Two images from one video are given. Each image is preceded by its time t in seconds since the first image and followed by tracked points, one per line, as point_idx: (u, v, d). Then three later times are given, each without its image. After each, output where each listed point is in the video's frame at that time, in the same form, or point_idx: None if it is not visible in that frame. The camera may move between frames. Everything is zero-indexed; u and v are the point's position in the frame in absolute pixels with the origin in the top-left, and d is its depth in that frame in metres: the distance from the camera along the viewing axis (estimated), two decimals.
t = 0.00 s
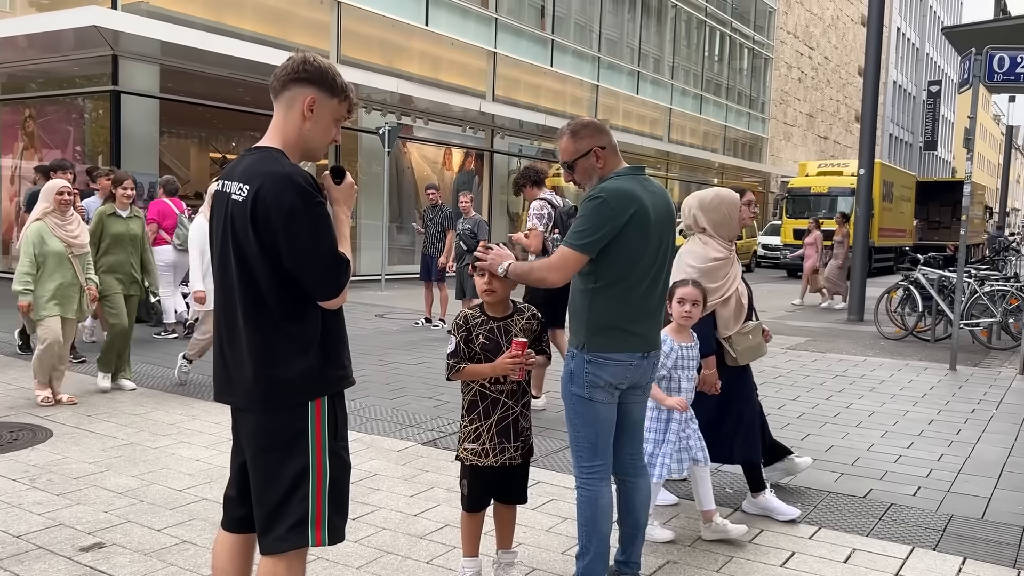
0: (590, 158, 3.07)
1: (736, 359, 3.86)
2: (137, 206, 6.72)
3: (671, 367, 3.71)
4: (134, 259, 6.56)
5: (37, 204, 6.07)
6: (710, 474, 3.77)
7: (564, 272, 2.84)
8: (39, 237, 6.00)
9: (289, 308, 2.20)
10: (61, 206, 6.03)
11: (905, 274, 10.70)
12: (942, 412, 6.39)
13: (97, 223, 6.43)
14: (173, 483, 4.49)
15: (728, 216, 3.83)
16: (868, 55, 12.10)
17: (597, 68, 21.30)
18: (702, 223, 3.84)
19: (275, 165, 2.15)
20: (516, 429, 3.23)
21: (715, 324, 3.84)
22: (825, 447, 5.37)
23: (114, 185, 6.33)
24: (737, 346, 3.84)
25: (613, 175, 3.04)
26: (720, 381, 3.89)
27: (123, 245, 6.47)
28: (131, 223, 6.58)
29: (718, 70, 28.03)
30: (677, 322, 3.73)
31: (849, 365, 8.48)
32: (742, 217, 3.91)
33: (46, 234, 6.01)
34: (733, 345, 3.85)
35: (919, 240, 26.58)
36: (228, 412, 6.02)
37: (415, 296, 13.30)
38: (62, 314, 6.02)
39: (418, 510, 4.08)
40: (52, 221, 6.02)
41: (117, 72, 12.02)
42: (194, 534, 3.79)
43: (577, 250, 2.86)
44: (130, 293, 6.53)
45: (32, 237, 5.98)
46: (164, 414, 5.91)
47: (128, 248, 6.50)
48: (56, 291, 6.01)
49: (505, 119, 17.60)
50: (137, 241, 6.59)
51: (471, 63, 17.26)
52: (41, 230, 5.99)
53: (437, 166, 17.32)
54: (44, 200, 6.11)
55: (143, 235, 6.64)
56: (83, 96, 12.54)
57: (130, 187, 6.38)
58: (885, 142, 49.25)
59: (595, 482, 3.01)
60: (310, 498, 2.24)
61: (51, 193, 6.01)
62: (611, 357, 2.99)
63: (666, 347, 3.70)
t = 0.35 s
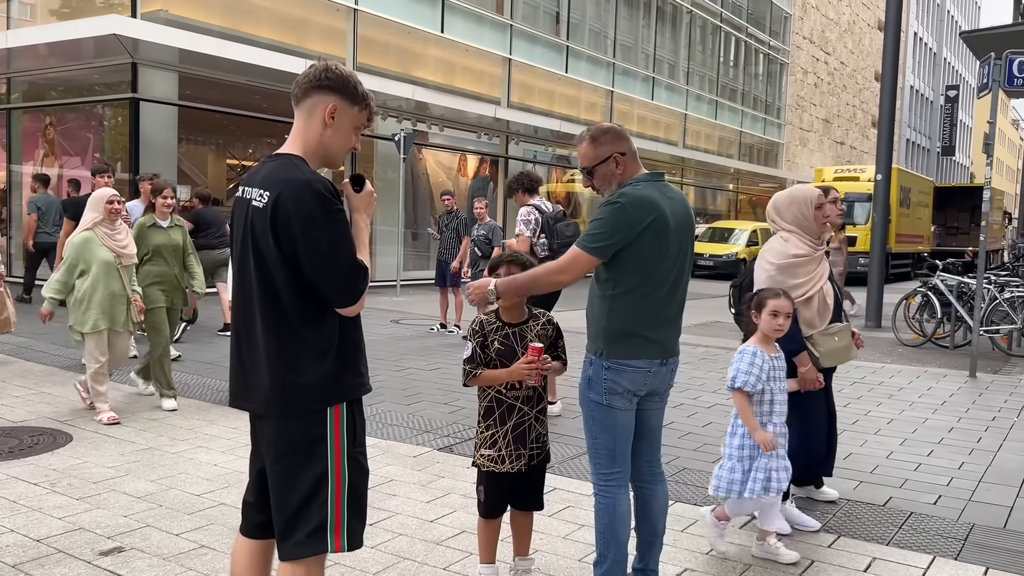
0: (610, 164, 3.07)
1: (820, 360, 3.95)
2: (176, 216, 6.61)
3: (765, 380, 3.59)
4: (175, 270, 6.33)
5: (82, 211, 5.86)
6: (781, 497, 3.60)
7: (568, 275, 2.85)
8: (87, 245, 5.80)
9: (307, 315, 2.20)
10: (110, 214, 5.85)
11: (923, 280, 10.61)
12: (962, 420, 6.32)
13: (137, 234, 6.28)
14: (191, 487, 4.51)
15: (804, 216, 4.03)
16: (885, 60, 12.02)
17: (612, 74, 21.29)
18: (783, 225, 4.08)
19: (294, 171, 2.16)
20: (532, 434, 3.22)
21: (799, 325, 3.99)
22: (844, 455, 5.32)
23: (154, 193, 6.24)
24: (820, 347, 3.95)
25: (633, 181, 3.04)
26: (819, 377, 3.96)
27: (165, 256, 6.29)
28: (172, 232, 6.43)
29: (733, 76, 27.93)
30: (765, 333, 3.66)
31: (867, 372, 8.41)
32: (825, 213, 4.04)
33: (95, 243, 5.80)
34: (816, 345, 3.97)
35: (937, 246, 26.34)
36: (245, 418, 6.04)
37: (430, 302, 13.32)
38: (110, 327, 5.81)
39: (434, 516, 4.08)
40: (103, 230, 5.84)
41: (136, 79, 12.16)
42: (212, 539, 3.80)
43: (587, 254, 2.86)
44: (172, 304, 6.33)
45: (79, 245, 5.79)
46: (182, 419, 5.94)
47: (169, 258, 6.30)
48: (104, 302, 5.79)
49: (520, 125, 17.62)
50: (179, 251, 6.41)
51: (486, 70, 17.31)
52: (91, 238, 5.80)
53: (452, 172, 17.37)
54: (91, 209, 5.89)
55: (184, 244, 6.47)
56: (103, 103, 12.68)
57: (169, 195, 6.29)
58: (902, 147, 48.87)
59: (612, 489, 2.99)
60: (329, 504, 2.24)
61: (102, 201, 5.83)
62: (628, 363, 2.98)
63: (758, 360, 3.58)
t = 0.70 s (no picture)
0: (623, 168, 3.06)
1: (916, 382, 3.54)
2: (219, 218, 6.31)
3: (857, 406, 3.35)
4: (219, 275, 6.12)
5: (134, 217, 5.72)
6: (882, 532, 3.35)
7: (631, 294, 2.81)
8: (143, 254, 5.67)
9: (326, 319, 2.21)
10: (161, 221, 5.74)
11: (942, 285, 10.50)
12: (982, 427, 6.24)
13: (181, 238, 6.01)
14: (208, 490, 4.53)
15: (889, 226, 3.69)
16: (903, 64, 11.93)
17: (627, 78, 21.27)
18: (868, 237, 3.75)
19: (313, 176, 2.17)
20: (547, 439, 3.21)
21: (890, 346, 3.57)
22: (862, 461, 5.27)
23: (199, 196, 5.91)
24: (917, 367, 3.54)
25: (647, 185, 3.02)
26: (902, 407, 3.57)
27: (206, 261, 6.04)
28: (215, 236, 6.16)
29: (749, 80, 27.84)
30: (863, 352, 3.35)
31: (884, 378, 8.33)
32: (913, 222, 3.67)
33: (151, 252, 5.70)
34: (912, 366, 3.55)
35: (955, 251, 26.08)
36: (261, 421, 6.06)
37: (445, 306, 13.34)
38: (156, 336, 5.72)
39: (449, 520, 4.07)
40: (153, 237, 5.73)
41: (154, 84, 12.28)
42: (229, 542, 3.82)
43: (631, 268, 2.83)
44: (217, 311, 6.04)
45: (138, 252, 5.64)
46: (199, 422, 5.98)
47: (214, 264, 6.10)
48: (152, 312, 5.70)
49: (535, 130, 17.63)
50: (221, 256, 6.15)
51: (501, 74, 17.34)
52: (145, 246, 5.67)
53: (466, 177, 17.39)
54: (140, 216, 5.76)
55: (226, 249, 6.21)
56: (122, 108, 12.80)
57: (214, 197, 5.98)
58: (919, 152, 48.50)
59: (629, 495, 2.98)
60: (347, 508, 2.24)
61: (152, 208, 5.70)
62: (648, 369, 2.96)
63: (853, 385, 3.32)
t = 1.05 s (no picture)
0: (634, 171, 3.05)
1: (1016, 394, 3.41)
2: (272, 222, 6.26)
3: (956, 422, 3.15)
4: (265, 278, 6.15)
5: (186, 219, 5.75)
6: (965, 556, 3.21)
7: (655, 295, 2.79)
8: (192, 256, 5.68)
9: (339, 321, 2.21)
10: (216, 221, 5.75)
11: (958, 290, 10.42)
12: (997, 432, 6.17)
13: (234, 240, 5.97)
14: (220, 491, 4.55)
15: (989, 224, 3.51)
16: (919, 66, 11.84)
17: (641, 81, 21.23)
18: (961, 234, 3.57)
19: (326, 178, 2.17)
20: (557, 441, 3.20)
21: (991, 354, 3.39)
22: (875, 466, 5.23)
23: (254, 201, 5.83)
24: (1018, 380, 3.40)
25: (658, 187, 3.01)
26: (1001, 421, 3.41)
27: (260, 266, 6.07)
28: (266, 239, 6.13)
29: (763, 82, 27.72)
30: (961, 361, 3.16)
31: (900, 382, 8.25)
32: (1012, 223, 3.53)
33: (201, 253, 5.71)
34: (1012, 377, 3.41)
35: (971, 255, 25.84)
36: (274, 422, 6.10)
37: (458, 308, 13.35)
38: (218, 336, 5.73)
39: (461, 522, 4.07)
40: (207, 239, 5.78)
41: (170, 87, 12.37)
42: (241, 543, 3.83)
43: (649, 269, 2.81)
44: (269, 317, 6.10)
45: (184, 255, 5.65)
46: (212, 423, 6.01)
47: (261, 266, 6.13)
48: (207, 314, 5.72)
49: (548, 132, 17.63)
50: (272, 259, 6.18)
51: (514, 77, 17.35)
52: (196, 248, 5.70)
53: (480, 179, 17.40)
54: (193, 217, 5.79)
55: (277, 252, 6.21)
56: (137, 111, 12.90)
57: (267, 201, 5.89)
58: (936, 155, 48.11)
59: (642, 498, 2.96)
60: (361, 509, 2.24)
61: (206, 209, 5.71)
62: (661, 372, 2.95)
63: (952, 399, 3.12)
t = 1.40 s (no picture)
0: (646, 172, 3.04)
1: None
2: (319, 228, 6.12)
3: None
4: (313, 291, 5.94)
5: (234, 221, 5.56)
6: None
7: (652, 296, 2.79)
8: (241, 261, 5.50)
9: (348, 321, 2.21)
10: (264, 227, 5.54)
11: (972, 292, 10.34)
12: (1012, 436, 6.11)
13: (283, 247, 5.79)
14: (231, 491, 4.57)
15: None
16: (933, 67, 11.76)
17: (652, 82, 21.18)
18: None
19: (335, 178, 2.18)
20: (567, 443, 3.19)
21: None
22: (888, 469, 5.19)
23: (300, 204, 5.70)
24: None
25: (668, 188, 3.00)
26: None
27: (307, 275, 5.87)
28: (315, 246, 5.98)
29: (776, 83, 27.61)
30: None
31: (912, 385, 8.18)
32: None
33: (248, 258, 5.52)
34: None
35: (985, 257, 25.64)
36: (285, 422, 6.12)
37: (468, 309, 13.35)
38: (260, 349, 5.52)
39: (471, 523, 4.06)
40: (256, 243, 5.55)
41: (183, 88, 12.46)
42: (251, 542, 3.84)
43: (653, 270, 2.80)
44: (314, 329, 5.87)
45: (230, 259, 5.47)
46: (224, 423, 6.03)
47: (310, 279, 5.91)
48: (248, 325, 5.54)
49: (559, 134, 17.62)
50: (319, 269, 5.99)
51: (526, 78, 17.36)
52: (244, 252, 5.50)
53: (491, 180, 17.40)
54: (240, 221, 5.58)
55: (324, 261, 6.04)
56: (151, 112, 12.99)
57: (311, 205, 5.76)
58: (950, 156, 47.78)
59: (651, 500, 2.95)
60: (369, 510, 2.24)
61: (255, 212, 5.51)
62: (671, 373, 2.94)
63: None
